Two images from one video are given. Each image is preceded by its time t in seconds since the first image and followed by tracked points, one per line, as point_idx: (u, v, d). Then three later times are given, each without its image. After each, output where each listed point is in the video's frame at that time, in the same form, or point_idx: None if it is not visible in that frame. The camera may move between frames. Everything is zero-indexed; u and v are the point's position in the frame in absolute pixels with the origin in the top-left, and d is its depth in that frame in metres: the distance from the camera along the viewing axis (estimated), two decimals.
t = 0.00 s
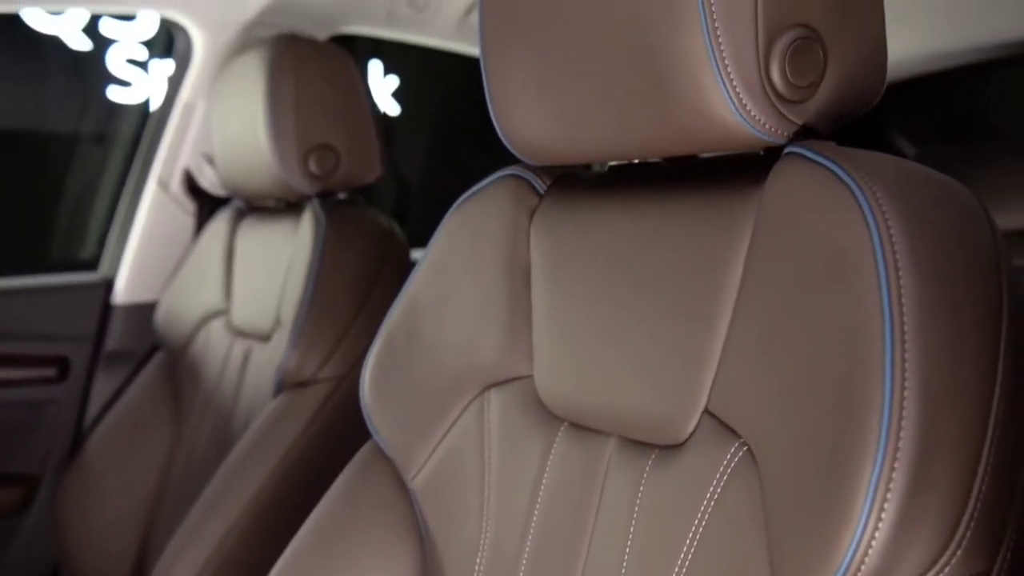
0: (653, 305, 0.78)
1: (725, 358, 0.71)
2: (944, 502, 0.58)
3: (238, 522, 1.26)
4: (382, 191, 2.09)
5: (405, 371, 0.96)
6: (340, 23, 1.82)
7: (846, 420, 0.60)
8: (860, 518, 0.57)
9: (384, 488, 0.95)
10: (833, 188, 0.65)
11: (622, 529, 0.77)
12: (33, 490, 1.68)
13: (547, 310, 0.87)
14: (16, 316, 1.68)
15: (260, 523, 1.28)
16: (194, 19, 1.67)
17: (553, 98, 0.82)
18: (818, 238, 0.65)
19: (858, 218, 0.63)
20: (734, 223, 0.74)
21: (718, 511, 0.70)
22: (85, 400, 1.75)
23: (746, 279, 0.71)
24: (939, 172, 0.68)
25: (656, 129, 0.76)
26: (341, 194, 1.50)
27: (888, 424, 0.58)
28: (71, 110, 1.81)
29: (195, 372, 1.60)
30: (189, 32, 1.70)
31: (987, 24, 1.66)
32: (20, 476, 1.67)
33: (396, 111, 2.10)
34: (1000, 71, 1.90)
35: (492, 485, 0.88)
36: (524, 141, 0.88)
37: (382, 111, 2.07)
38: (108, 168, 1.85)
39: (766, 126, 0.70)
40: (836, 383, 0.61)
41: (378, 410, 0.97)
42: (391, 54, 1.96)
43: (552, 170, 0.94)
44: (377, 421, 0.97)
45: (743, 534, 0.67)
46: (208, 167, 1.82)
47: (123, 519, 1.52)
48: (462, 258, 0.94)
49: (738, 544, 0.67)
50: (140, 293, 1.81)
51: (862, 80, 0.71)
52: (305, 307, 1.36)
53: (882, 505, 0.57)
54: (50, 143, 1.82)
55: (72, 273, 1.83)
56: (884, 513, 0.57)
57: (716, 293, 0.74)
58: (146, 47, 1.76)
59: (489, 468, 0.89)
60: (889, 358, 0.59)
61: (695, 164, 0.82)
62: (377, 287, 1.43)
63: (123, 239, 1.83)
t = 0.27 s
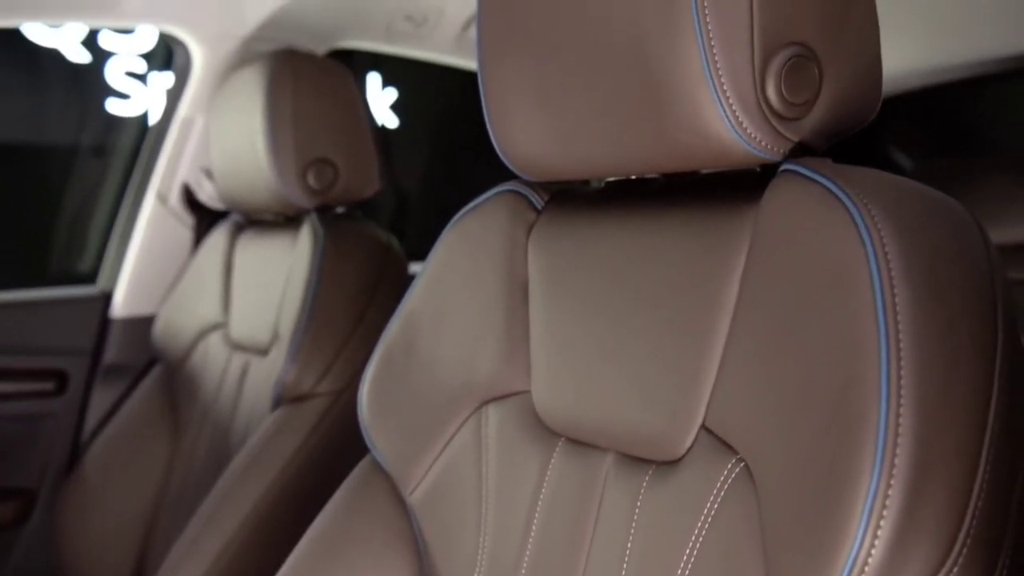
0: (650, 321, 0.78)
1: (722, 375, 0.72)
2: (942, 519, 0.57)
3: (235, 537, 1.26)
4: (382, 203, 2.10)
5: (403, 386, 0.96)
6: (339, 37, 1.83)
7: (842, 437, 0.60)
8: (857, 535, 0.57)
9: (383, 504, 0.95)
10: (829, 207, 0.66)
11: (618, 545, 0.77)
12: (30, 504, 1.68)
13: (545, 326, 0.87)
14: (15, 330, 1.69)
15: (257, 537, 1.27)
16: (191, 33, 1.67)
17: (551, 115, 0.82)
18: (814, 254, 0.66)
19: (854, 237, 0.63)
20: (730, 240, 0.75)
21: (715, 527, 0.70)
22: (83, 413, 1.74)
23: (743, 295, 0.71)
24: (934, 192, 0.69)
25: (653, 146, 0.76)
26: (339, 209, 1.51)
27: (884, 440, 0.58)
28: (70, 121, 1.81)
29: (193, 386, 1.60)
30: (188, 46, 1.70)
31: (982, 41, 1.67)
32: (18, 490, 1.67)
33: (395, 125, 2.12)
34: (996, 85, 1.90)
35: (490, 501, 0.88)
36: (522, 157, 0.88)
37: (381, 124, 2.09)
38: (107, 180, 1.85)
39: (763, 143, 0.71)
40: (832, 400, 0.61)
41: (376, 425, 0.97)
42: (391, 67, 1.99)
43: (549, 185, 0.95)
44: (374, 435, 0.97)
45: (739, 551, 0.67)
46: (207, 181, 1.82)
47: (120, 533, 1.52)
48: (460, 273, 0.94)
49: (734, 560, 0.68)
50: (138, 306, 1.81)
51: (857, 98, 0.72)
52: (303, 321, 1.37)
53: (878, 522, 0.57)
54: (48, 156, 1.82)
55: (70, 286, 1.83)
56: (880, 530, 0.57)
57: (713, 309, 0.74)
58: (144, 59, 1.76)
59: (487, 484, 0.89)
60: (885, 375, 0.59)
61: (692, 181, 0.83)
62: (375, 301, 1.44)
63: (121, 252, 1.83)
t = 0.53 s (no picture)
0: (647, 338, 0.78)
1: (718, 392, 0.72)
2: (937, 536, 0.58)
3: (232, 552, 1.25)
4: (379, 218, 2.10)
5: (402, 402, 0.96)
6: (338, 53, 1.84)
7: (838, 454, 0.60)
8: (853, 552, 0.57)
9: (380, 521, 0.95)
10: (824, 225, 0.66)
11: (615, 562, 0.77)
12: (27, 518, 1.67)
13: (542, 342, 0.87)
14: (15, 345, 1.69)
15: (254, 553, 1.27)
16: (190, 48, 1.67)
17: (548, 133, 0.82)
18: (809, 273, 0.66)
19: (849, 255, 0.64)
20: (726, 258, 0.75)
21: (711, 544, 0.70)
22: (79, 428, 1.74)
23: (739, 313, 0.72)
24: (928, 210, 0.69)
25: (649, 164, 0.76)
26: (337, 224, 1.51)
27: (879, 458, 0.58)
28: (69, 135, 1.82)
29: (190, 401, 1.60)
30: (187, 61, 1.71)
31: (976, 58, 1.68)
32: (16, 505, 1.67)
33: (394, 138, 2.13)
34: (994, 100, 1.92)
35: (487, 517, 0.88)
36: (520, 174, 0.88)
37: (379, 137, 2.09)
38: (106, 195, 1.86)
39: (758, 162, 0.71)
40: (828, 418, 0.61)
41: (372, 443, 0.98)
42: (389, 81, 2.00)
43: (546, 202, 0.95)
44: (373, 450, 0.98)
45: (736, 568, 0.67)
46: (205, 197, 1.83)
47: (116, 548, 1.52)
48: (458, 290, 0.94)
49: None
50: (136, 320, 1.81)
51: (852, 118, 0.72)
52: (301, 337, 1.37)
53: (874, 539, 0.57)
54: (49, 170, 1.83)
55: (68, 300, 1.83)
56: (876, 548, 0.57)
57: (709, 326, 0.74)
58: (143, 73, 1.77)
59: (483, 500, 0.89)
60: (880, 393, 0.59)
61: (689, 199, 0.83)
62: (373, 317, 1.44)
63: (119, 267, 1.83)
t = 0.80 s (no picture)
0: (644, 356, 0.79)
1: (716, 410, 0.72)
2: (934, 555, 0.58)
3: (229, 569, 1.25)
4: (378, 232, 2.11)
5: (400, 418, 0.97)
6: (338, 69, 1.85)
7: (835, 473, 0.60)
8: (850, 571, 0.58)
9: (379, 539, 0.96)
10: (820, 244, 0.67)
11: None
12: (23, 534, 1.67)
13: (540, 359, 0.87)
14: (15, 359, 1.69)
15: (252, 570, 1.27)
16: (190, 64, 1.68)
17: (546, 151, 0.83)
18: (806, 292, 0.66)
19: (845, 275, 0.64)
20: (724, 275, 0.75)
21: (709, 562, 0.70)
22: (77, 444, 1.74)
23: (736, 331, 0.72)
24: (924, 229, 0.70)
25: (647, 182, 0.77)
26: (336, 240, 1.52)
27: (876, 476, 0.58)
28: (68, 147, 1.82)
29: (189, 416, 1.60)
30: (187, 77, 1.72)
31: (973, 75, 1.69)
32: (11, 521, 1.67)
33: (393, 151, 2.13)
34: (988, 117, 1.92)
35: (485, 534, 0.88)
36: (518, 190, 0.89)
37: (378, 151, 2.10)
38: (105, 208, 1.86)
39: (755, 181, 0.71)
40: (825, 436, 0.62)
41: (370, 459, 0.98)
42: (389, 96, 2.01)
43: (544, 219, 0.95)
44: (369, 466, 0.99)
45: None
46: (204, 213, 1.83)
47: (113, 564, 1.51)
48: (456, 306, 0.95)
49: None
50: (135, 335, 1.81)
51: (847, 137, 0.73)
52: (299, 352, 1.37)
53: (871, 558, 0.57)
54: (47, 182, 1.82)
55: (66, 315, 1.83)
56: (873, 566, 0.57)
57: (707, 344, 0.75)
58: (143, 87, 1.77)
59: (482, 517, 0.89)
60: (877, 412, 0.60)
61: (686, 216, 0.83)
62: (371, 332, 1.44)
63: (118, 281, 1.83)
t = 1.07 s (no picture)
0: (643, 370, 0.79)
1: (715, 425, 0.72)
2: (933, 570, 0.58)
3: None
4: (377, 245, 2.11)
5: (400, 432, 0.97)
6: (337, 82, 1.85)
7: (834, 490, 0.60)
8: None
9: (378, 551, 0.96)
10: (819, 260, 0.67)
11: None
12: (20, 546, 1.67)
13: (539, 374, 0.87)
14: (15, 373, 1.70)
15: None
16: (190, 77, 1.68)
17: (546, 166, 0.83)
18: (804, 307, 0.67)
19: (843, 290, 0.64)
20: (723, 290, 0.76)
21: None
22: (77, 455, 1.73)
23: (735, 345, 0.72)
24: (923, 243, 0.70)
25: (646, 197, 0.77)
26: (336, 252, 1.52)
27: (874, 492, 0.58)
28: (68, 158, 1.83)
29: (188, 428, 1.60)
30: (187, 91, 1.72)
31: (970, 88, 1.70)
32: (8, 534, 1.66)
33: (393, 162, 2.14)
34: (985, 129, 1.94)
35: (485, 547, 0.88)
36: (517, 205, 0.89)
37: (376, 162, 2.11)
38: (105, 220, 1.86)
39: (753, 197, 0.72)
40: (823, 452, 0.62)
41: (370, 473, 0.99)
42: (388, 106, 2.02)
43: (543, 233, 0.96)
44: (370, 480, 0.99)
45: None
46: (204, 225, 1.84)
47: None
48: (455, 320, 0.95)
49: None
50: (135, 347, 1.81)
51: (845, 153, 0.73)
52: (299, 365, 1.37)
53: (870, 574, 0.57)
54: (47, 194, 1.83)
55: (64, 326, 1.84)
56: None
57: (706, 358, 0.75)
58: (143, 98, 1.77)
59: (481, 530, 0.89)
60: (875, 428, 0.60)
61: (684, 231, 0.84)
62: (371, 344, 1.44)
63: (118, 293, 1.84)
